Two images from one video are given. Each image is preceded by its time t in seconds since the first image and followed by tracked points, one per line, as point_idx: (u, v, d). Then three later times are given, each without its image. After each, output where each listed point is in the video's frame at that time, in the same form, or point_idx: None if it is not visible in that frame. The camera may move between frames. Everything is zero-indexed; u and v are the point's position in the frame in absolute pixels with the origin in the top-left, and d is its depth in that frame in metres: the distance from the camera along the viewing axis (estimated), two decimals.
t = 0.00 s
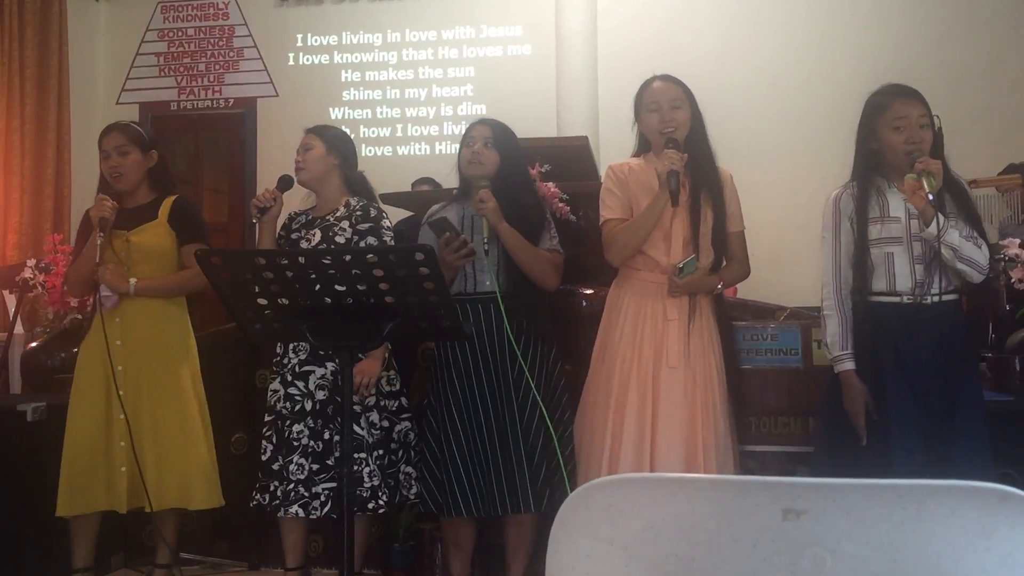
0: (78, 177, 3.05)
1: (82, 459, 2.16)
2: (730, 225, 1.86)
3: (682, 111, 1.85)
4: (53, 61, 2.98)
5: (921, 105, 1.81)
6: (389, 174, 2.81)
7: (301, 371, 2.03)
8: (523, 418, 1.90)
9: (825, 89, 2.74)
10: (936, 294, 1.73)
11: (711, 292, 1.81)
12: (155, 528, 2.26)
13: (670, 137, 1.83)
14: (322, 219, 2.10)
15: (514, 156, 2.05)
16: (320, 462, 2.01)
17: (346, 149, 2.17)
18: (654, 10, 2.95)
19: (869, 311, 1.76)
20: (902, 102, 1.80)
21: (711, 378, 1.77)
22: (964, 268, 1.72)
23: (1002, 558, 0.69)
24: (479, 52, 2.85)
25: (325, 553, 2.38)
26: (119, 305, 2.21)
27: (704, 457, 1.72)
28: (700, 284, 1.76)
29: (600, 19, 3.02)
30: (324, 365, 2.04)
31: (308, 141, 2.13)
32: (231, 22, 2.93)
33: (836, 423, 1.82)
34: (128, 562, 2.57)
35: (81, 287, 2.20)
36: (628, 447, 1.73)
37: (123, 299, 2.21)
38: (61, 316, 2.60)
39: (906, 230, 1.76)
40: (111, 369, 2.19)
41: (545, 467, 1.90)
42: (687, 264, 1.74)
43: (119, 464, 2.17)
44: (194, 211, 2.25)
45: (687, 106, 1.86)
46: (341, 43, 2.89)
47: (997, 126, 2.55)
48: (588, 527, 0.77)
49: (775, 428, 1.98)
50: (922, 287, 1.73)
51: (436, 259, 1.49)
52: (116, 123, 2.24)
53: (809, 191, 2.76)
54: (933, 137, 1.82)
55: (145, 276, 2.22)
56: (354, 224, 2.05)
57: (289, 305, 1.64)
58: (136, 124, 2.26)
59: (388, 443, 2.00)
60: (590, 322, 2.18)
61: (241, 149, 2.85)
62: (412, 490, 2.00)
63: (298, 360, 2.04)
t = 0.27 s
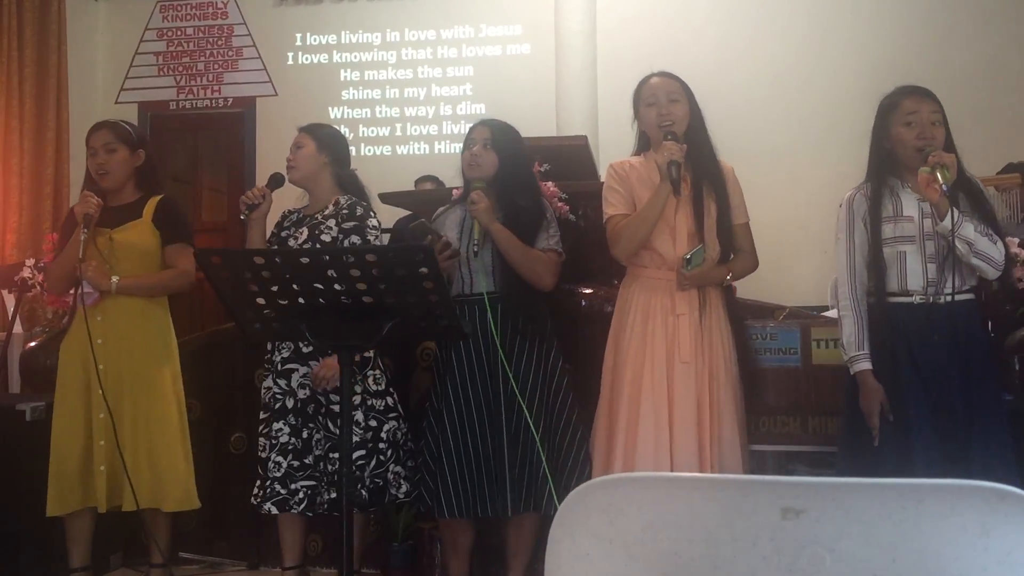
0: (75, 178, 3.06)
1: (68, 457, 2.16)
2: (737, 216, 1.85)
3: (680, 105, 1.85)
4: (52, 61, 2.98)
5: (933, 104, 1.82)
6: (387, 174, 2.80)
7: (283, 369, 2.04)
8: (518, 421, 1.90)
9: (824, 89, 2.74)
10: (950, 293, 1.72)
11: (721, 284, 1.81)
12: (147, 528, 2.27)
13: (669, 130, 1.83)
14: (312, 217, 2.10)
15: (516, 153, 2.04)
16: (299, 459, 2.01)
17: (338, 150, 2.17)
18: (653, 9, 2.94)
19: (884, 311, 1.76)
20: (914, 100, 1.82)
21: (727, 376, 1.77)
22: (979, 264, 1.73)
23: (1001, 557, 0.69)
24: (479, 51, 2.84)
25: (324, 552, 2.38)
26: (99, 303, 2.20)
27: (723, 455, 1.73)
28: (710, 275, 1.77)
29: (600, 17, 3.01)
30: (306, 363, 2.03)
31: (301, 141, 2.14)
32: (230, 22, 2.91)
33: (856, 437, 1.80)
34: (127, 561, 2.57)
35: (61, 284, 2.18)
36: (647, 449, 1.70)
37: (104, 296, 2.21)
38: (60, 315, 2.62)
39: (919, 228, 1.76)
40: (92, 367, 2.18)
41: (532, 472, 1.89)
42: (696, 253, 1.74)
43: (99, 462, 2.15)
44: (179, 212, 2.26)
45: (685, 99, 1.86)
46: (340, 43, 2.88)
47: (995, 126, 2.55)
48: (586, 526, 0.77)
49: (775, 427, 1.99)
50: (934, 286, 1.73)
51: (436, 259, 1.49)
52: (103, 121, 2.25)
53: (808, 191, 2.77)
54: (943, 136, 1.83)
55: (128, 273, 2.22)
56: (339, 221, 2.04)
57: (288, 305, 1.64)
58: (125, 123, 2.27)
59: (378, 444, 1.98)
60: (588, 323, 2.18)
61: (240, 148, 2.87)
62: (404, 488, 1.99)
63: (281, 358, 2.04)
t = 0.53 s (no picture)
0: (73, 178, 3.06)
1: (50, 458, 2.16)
2: (740, 213, 1.85)
3: (673, 107, 1.85)
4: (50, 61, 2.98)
5: (939, 103, 1.82)
6: (386, 173, 2.80)
7: (269, 369, 2.04)
8: (509, 423, 1.91)
9: (824, 89, 2.73)
10: (948, 292, 1.72)
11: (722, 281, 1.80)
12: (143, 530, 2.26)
13: (663, 131, 1.84)
14: (300, 216, 2.10)
15: (514, 155, 2.04)
16: (283, 459, 2.01)
17: (324, 149, 2.16)
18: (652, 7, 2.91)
19: (883, 310, 1.77)
20: (920, 97, 1.82)
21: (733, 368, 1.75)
22: (972, 261, 1.70)
23: (1000, 557, 0.69)
24: (478, 50, 2.86)
25: (323, 553, 2.38)
26: (86, 304, 2.19)
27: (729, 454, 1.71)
28: (706, 273, 1.76)
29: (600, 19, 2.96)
30: (293, 363, 2.03)
31: (286, 140, 2.13)
32: (228, 21, 2.93)
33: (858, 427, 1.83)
34: (125, 561, 2.56)
35: (49, 284, 2.16)
36: (653, 448, 1.70)
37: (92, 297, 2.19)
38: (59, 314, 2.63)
39: (917, 227, 1.75)
40: (82, 368, 2.18)
41: (517, 476, 1.90)
42: (689, 250, 1.73)
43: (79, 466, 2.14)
44: (169, 212, 2.27)
45: (679, 99, 1.86)
46: (339, 42, 2.88)
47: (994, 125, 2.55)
48: (584, 527, 0.77)
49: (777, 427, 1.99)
50: (931, 285, 1.73)
51: (435, 260, 1.49)
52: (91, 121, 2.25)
53: (807, 190, 2.77)
54: (947, 134, 1.82)
55: (118, 274, 2.21)
56: (329, 224, 2.04)
57: (287, 305, 1.64)
58: (114, 123, 2.27)
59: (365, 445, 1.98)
60: (587, 318, 2.20)
61: (238, 147, 2.87)
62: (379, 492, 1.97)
63: (268, 358, 2.04)
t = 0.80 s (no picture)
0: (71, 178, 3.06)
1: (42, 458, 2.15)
2: (734, 215, 1.83)
3: (663, 111, 1.85)
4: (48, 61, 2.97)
5: (935, 104, 1.81)
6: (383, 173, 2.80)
7: (271, 367, 2.02)
8: (496, 423, 1.90)
9: (822, 89, 2.73)
10: (937, 295, 1.73)
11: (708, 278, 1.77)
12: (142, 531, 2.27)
13: (650, 135, 1.84)
14: (295, 216, 2.10)
15: (508, 156, 2.04)
16: (282, 458, 2.01)
17: (317, 149, 2.17)
18: (651, 7, 2.91)
19: (873, 312, 1.79)
20: (917, 98, 1.82)
21: (728, 371, 1.74)
22: (945, 268, 1.69)
23: (998, 555, 0.69)
24: (475, 50, 2.86)
25: (321, 553, 2.38)
26: (90, 304, 2.19)
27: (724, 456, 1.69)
28: (688, 267, 1.73)
29: (599, 17, 2.97)
30: (295, 361, 2.03)
31: (280, 139, 2.13)
32: (226, 21, 2.93)
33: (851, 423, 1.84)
34: (123, 561, 2.56)
35: (45, 283, 2.16)
36: (636, 447, 1.71)
37: (94, 298, 2.19)
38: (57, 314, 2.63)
39: (901, 231, 1.77)
40: (84, 369, 2.17)
41: (501, 478, 1.89)
42: (666, 244, 1.70)
43: (73, 469, 2.14)
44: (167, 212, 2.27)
45: (668, 103, 1.86)
46: (337, 42, 2.88)
47: (992, 124, 2.55)
48: (582, 526, 0.77)
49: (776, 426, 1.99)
50: (917, 287, 1.74)
51: (433, 259, 1.49)
52: (85, 121, 2.24)
53: (805, 190, 2.77)
54: (944, 136, 1.80)
55: (118, 275, 2.22)
56: (332, 224, 2.06)
57: (285, 304, 1.64)
58: (109, 122, 2.27)
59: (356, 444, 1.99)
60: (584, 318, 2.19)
61: (236, 146, 2.86)
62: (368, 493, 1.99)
63: (269, 356, 2.03)
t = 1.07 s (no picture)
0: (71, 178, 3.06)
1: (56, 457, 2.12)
2: (723, 215, 1.80)
3: (655, 110, 1.83)
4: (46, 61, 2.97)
5: (925, 102, 1.81)
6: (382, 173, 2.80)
7: (284, 367, 2.03)
8: (478, 423, 1.90)
9: (821, 88, 2.74)
10: (919, 292, 1.73)
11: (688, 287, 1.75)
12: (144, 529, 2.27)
13: (642, 136, 1.83)
14: (301, 216, 2.09)
15: (496, 157, 2.04)
16: (298, 458, 2.01)
17: (318, 147, 2.16)
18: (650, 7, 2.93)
19: (856, 306, 1.81)
20: (908, 95, 1.82)
21: (717, 368, 1.71)
22: (918, 266, 1.69)
23: (998, 554, 0.69)
24: (473, 50, 2.85)
25: (321, 552, 2.38)
26: (109, 302, 2.19)
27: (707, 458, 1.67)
28: (665, 280, 1.72)
29: (598, 17, 3.00)
30: (308, 360, 2.04)
31: (285, 138, 2.11)
32: (225, 21, 2.92)
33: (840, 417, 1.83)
34: (123, 561, 2.56)
35: (59, 285, 2.13)
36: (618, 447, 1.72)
37: (112, 297, 2.19)
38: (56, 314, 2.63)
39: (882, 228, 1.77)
40: (103, 368, 2.17)
41: (477, 478, 1.89)
42: (639, 261, 1.71)
43: (89, 467, 2.13)
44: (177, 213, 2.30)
45: (660, 102, 1.84)
46: (336, 42, 2.87)
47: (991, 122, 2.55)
48: (581, 524, 0.77)
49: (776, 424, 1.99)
50: (899, 283, 1.74)
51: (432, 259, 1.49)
52: (96, 121, 2.24)
53: (805, 188, 2.77)
54: (933, 133, 1.80)
55: (133, 275, 2.23)
56: (340, 224, 2.07)
57: (285, 304, 1.63)
58: (118, 123, 2.27)
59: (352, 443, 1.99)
60: (580, 320, 2.17)
61: (235, 147, 2.89)
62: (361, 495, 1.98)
63: (282, 356, 2.03)
